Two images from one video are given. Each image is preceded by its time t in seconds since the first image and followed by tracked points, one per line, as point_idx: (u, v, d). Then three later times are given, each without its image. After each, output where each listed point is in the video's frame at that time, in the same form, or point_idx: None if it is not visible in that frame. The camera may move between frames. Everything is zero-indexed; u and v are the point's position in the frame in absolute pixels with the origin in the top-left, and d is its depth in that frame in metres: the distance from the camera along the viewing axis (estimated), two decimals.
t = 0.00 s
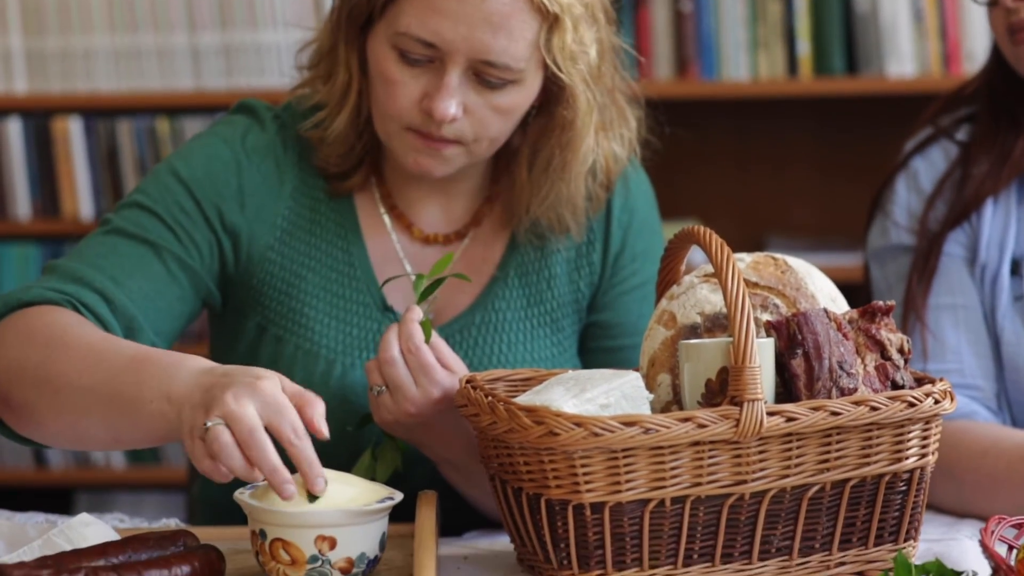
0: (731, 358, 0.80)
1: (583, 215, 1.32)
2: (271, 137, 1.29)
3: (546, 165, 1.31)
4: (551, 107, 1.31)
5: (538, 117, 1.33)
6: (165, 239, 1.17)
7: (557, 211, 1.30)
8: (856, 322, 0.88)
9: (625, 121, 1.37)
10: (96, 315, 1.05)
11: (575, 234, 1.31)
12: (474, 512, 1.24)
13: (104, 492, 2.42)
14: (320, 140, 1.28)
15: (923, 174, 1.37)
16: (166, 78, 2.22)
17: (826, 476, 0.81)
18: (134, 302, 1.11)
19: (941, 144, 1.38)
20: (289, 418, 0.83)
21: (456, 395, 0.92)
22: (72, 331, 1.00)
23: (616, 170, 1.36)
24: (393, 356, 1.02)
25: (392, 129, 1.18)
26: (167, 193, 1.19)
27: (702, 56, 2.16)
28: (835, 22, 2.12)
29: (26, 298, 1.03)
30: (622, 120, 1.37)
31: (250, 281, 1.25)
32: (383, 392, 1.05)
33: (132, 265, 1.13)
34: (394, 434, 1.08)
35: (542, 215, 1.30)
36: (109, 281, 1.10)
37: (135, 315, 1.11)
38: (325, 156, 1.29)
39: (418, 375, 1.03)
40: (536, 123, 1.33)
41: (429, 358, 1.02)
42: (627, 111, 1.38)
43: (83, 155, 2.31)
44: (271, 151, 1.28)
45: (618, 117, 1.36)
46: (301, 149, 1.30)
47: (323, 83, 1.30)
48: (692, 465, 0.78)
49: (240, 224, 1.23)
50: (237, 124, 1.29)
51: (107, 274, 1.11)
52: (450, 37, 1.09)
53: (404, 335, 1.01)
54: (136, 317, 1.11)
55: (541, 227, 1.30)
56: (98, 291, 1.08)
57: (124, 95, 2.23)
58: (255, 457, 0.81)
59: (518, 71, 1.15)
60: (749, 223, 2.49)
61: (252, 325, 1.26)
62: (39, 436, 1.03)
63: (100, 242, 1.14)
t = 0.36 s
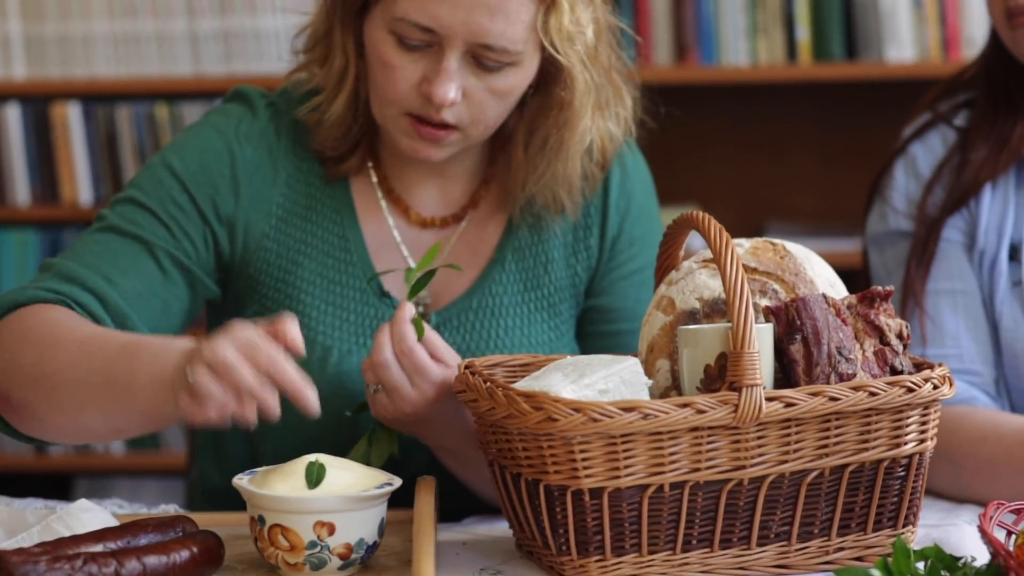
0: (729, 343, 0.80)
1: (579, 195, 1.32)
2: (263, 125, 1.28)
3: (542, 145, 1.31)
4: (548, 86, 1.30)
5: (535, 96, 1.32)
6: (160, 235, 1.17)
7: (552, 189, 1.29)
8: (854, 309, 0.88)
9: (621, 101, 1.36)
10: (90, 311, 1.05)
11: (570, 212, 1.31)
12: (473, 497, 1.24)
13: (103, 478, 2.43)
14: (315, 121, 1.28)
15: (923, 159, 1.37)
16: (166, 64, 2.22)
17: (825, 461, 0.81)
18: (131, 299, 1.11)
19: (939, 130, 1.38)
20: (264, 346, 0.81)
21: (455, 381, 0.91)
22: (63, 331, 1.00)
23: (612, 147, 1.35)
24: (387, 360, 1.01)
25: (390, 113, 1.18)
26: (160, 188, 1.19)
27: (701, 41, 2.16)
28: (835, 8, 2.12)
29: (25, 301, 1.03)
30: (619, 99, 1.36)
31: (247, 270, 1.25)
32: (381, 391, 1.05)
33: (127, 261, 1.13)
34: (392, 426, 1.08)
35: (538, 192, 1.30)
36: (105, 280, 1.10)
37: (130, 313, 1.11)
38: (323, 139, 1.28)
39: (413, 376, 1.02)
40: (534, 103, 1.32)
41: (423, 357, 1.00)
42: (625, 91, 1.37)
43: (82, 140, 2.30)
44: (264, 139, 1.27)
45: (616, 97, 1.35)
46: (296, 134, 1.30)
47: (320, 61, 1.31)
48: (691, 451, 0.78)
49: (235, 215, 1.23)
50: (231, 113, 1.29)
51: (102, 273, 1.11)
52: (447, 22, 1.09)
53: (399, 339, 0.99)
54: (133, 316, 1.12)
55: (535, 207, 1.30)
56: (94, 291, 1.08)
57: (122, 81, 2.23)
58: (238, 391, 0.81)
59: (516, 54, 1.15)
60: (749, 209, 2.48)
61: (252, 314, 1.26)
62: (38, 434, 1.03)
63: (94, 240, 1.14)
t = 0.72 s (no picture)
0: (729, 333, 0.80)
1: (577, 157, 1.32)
2: (251, 109, 1.31)
3: (536, 113, 1.32)
4: (543, 50, 1.31)
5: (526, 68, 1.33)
6: (156, 240, 1.22)
7: (548, 153, 1.30)
8: (854, 298, 0.88)
9: (612, 63, 1.37)
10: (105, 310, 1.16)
11: (567, 176, 1.31)
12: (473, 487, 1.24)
13: (102, 469, 2.43)
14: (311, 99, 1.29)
15: (923, 149, 1.36)
16: (165, 54, 2.25)
17: (824, 451, 0.81)
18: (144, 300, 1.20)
19: (938, 120, 1.37)
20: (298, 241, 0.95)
21: (454, 370, 0.91)
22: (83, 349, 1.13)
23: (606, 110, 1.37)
24: (389, 393, 1.02)
25: (392, 90, 1.17)
26: (156, 193, 1.24)
27: (700, 32, 2.16)
28: None
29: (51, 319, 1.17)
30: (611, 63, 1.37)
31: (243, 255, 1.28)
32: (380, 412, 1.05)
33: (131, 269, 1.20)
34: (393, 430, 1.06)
35: (534, 159, 1.30)
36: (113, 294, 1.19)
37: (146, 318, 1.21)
38: (322, 123, 1.30)
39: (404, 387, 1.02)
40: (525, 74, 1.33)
41: (423, 381, 1.02)
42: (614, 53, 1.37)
43: (81, 130, 2.30)
44: (251, 125, 1.30)
45: (607, 60, 1.36)
46: (285, 117, 1.32)
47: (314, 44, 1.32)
48: (690, 441, 0.78)
49: (227, 202, 1.26)
50: (219, 101, 1.31)
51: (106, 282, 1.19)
52: None
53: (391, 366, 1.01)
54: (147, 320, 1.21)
55: (531, 176, 1.32)
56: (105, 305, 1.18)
57: (121, 70, 2.25)
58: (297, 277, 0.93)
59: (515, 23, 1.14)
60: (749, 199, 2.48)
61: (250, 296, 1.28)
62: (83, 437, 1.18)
63: (100, 255, 1.21)
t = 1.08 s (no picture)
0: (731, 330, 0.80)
1: (574, 138, 1.34)
2: (247, 95, 1.33)
3: (533, 95, 1.34)
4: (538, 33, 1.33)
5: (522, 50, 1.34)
6: (166, 237, 1.25)
7: (545, 135, 1.32)
8: (856, 294, 0.88)
9: (608, 46, 1.39)
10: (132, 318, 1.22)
11: (564, 157, 1.33)
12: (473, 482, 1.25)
13: (104, 465, 2.43)
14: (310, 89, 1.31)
15: (925, 146, 1.36)
16: (166, 50, 2.26)
17: (826, 447, 0.81)
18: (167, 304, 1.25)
19: (942, 116, 1.37)
20: (300, 277, 0.94)
21: (456, 367, 0.91)
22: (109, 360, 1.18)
23: (602, 92, 1.40)
24: (396, 371, 1.01)
25: (388, 70, 1.18)
26: (165, 188, 1.27)
27: (703, 27, 2.16)
28: None
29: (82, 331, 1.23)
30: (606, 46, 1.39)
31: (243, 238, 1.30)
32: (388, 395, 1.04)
33: (147, 270, 1.24)
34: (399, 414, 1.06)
35: (531, 141, 1.32)
36: (136, 299, 1.23)
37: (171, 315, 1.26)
38: (319, 107, 1.31)
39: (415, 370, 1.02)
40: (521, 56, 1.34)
41: (430, 361, 1.01)
42: (609, 35, 1.39)
43: (83, 126, 2.31)
44: (250, 111, 1.32)
45: (602, 42, 1.38)
46: (283, 103, 1.34)
47: (310, 33, 1.32)
48: (692, 437, 0.78)
49: (229, 187, 1.28)
50: (216, 88, 1.33)
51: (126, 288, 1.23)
52: None
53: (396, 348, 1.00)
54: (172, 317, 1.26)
55: (529, 158, 1.33)
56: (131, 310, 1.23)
57: (123, 64, 2.26)
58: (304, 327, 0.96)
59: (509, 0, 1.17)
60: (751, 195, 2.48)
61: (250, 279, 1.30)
62: (122, 440, 1.24)
63: (119, 259, 1.26)
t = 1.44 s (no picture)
0: (733, 325, 0.80)
1: (562, 131, 1.34)
2: (242, 89, 1.33)
3: (524, 88, 1.35)
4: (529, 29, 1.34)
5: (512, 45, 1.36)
6: (170, 238, 1.26)
7: (534, 129, 1.32)
8: (858, 291, 0.88)
9: (598, 40, 1.41)
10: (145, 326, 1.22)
11: (553, 151, 1.33)
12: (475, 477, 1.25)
13: (105, 461, 2.44)
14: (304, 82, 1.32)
15: (927, 142, 1.36)
16: (168, 46, 2.27)
17: (828, 443, 0.81)
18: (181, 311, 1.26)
19: (944, 113, 1.37)
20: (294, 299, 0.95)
21: (457, 362, 0.91)
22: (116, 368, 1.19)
23: (592, 87, 1.40)
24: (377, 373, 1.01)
25: (379, 66, 1.18)
26: (166, 187, 1.27)
27: (704, 23, 2.16)
28: None
29: (95, 340, 1.24)
30: (597, 38, 1.40)
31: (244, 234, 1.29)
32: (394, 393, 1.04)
33: (154, 273, 1.25)
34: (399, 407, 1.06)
35: (522, 133, 1.32)
36: (150, 307, 1.24)
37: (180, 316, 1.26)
38: (311, 99, 1.32)
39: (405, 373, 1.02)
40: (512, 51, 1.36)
41: (411, 357, 1.01)
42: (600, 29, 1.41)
43: (85, 122, 2.31)
44: (245, 105, 1.32)
45: (592, 37, 1.39)
46: (278, 97, 1.34)
47: (304, 21, 1.35)
48: (694, 433, 0.78)
49: (228, 182, 1.27)
50: (212, 84, 1.33)
51: (136, 292, 1.24)
52: None
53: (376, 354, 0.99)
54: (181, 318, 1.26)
55: (520, 152, 1.34)
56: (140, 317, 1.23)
57: (124, 60, 2.27)
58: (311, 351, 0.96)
59: None
60: (753, 191, 2.48)
61: (251, 274, 1.29)
62: (140, 445, 1.26)
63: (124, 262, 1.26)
